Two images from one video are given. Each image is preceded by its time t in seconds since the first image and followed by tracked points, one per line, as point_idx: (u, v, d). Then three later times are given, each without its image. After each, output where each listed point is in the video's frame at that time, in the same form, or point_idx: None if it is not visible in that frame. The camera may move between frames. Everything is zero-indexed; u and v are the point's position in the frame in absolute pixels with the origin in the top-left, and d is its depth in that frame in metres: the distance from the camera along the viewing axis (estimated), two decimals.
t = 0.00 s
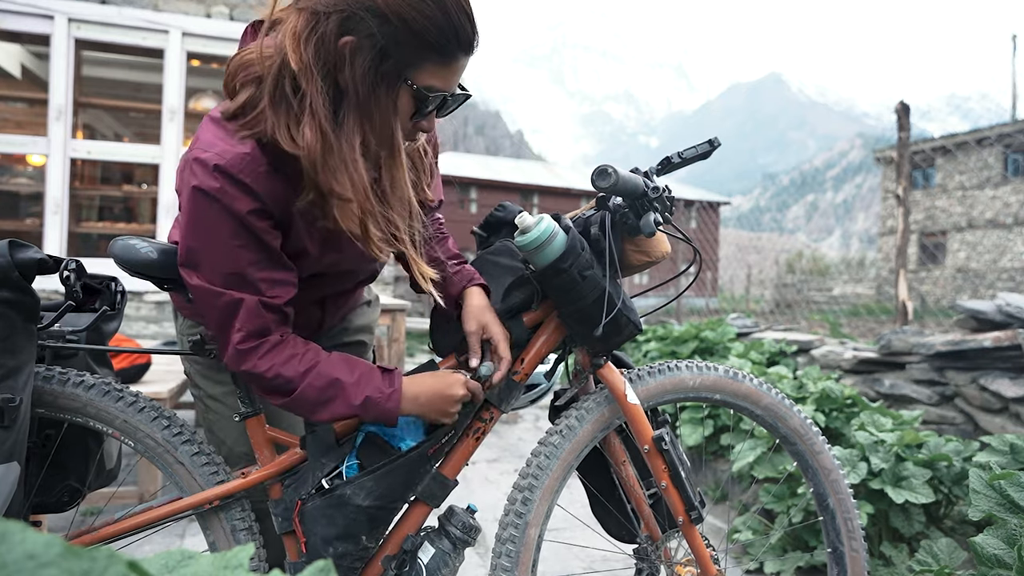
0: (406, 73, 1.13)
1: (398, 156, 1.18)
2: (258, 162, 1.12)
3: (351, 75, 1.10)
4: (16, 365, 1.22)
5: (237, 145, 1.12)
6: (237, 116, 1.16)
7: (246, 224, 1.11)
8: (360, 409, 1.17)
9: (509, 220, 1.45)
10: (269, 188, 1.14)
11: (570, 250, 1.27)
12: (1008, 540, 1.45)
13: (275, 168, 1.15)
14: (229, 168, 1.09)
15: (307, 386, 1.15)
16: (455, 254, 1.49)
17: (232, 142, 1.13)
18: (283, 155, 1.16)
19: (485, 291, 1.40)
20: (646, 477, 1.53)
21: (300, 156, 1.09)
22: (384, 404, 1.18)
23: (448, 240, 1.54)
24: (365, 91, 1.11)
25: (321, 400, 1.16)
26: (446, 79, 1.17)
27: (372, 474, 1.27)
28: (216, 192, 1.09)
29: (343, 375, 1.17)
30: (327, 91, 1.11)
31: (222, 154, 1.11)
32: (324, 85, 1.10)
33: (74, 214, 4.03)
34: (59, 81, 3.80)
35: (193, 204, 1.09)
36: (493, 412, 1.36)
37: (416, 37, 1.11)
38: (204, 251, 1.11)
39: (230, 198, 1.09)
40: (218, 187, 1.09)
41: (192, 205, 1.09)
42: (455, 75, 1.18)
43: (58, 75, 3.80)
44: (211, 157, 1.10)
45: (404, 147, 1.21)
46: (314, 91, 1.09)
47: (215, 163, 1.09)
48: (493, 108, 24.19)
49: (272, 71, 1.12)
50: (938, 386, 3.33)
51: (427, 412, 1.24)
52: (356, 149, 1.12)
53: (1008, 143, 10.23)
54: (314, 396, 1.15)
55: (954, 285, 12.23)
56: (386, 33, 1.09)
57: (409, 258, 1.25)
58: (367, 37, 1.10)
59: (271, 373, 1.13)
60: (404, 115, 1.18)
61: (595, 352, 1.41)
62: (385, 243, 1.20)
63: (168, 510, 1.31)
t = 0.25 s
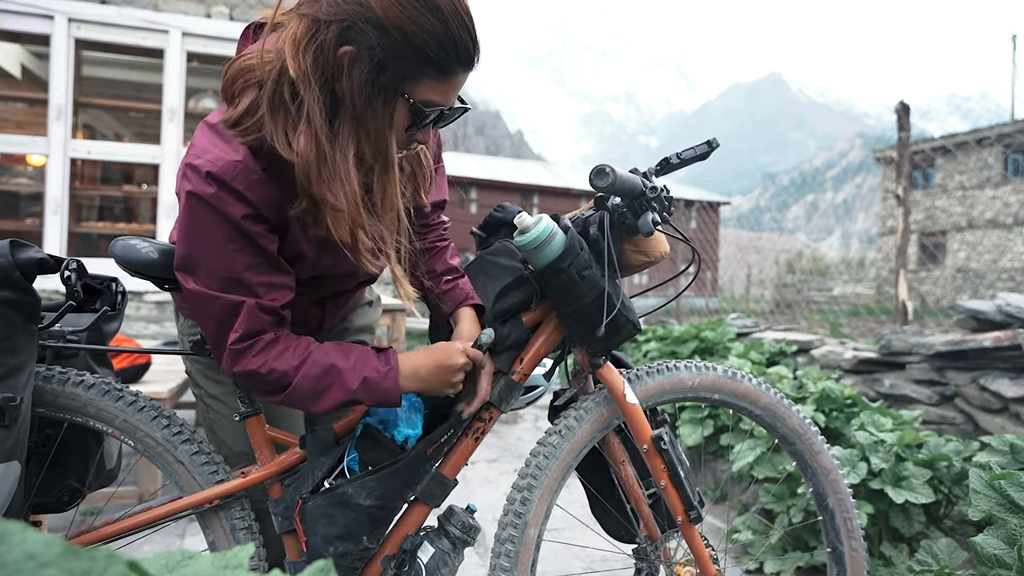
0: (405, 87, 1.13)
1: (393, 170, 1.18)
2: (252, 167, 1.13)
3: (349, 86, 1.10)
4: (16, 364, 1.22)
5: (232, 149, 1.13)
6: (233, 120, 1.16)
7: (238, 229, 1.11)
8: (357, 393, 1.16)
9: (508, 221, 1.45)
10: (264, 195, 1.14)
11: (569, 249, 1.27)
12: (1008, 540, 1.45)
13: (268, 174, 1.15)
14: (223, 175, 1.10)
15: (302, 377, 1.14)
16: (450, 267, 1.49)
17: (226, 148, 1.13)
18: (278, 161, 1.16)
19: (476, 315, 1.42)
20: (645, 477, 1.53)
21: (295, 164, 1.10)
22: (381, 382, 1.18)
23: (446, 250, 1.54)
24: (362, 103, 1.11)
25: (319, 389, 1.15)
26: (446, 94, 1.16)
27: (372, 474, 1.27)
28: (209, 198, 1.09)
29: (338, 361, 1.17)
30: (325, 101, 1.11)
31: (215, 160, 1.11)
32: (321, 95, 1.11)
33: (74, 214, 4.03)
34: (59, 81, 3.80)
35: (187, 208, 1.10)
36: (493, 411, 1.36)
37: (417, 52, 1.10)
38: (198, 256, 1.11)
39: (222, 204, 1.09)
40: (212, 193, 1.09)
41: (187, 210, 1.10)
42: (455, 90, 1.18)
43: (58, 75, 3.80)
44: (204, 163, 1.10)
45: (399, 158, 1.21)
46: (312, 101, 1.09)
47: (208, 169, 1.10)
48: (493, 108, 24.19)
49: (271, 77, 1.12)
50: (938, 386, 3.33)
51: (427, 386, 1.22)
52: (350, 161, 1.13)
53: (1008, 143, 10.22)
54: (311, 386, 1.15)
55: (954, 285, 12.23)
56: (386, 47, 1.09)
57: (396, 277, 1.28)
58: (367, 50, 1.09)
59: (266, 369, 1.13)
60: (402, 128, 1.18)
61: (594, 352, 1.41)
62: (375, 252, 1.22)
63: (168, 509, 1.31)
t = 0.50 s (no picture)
0: (399, 79, 1.14)
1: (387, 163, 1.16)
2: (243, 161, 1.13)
3: (342, 77, 1.09)
4: (17, 364, 1.22)
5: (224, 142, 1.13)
6: (228, 112, 1.16)
7: (228, 225, 1.11)
8: (322, 407, 1.13)
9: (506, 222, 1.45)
10: (255, 188, 1.14)
11: (567, 250, 1.27)
12: (1007, 540, 1.45)
13: (260, 167, 1.15)
14: (215, 166, 1.10)
15: (270, 383, 1.12)
16: (449, 271, 1.49)
17: (219, 141, 1.14)
18: (270, 154, 1.16)
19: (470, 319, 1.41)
20: (644, 477, 1.53)
21: (288, 154, 1.09)
22: (349, 400, 1.14)
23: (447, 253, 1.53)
24: (355, 95, 1.10)
25: (285, 398, 1.13)
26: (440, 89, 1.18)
27: (371, 474, 1.27)
28: (199, 189, 1.09)
29: (307, 372, 1.14)
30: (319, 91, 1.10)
31: (207, 152, 1.11)
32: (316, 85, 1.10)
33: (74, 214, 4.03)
34: (59, 81, 3.80)
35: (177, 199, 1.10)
36: (491, 411, 1.36)
37: (412, 45, 1.11)
38: (187, 252, 1.10)
39: (212, 196, 1.10)
40: (202, 184, 1.09)
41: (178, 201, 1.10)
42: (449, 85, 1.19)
43: (58, 75, 3.79)
44: (196, 156, 1.11)
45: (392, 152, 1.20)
46: (306, 91, 1.08)
47: (200, 162, 1.10)
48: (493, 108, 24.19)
49: (266, 68, 1.11)
50: (938, 386, 3.33)
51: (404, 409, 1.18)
52: (343, 153, 1.12)
53: (1008, 143, 10.22)
54: (276, 394, 1.13)
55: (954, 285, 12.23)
56: (382, 38, 1.09)
57: (394, 266, 1.25)
58: (362, 41, 1.09)
59: (233, 370, 1.11)
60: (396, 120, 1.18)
61: (593, 352, 1.41)
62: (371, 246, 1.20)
63: (168, 508, 1.31)
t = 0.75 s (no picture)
0: (392, 80, 1.13)
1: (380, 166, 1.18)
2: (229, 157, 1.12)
3: (334, 77, 1.10)
4: (17, 364, 1.22)
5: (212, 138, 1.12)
6: (224, 110, 1.15)
7: (201, 224, 1.11)
8: (272, 410, 1.18)
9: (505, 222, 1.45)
10: (241, 186, 1.13)
11: (566, 250, 1.27)
12: (1008, 540, 1.45)
13: (247, 166, 1.13)
14: (201, 161, 1.09)
15: (223, 381, 1.16)
16: (444, 266, 1.53)
17: (208, 137, 1.12)
18: (258, 152, 1.15)
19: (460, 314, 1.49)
20: (644, 477, 1.53)
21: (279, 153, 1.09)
22: (298, 412, 1.20)
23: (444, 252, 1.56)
24: (348, 96, 1.11)
25: (237, 396, 1.17)
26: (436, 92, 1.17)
27: (371, 474, 1.27)
28: (182, 184, 1.09)
29: (259, 377, 1.18)
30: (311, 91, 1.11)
31: (194, 147, 1.10)
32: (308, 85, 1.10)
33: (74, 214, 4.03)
34: (59, 81, 3.80)
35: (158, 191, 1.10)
36: (490, 411, 1.37)
37: (406, 46, 1.10)
38: (159, 237, 1.10)
39: (194, 191, 1.09)
40: (186, 179, 1.09)
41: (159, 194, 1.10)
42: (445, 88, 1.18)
43: (58, 75, 3.80)
44: (183, 149, 1.10)
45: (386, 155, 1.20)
46: (298, 91, 1.09)
47: (185, 158, 1.09)
48: (493, 108, 24.19)
49: (262, 69, 1.12)
50: (938, 386, 3.33)
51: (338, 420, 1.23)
52: (334, 153, 1.12)
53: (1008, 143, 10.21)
54: (228, 391, 1.17)
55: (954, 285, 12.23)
56: (376, 39, 1.09)
57: (382, 267, 1.25)
58: (356, 42, 1.09)
59: (191, 364, 1.14)
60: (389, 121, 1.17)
61: (591, 352, 1.41)
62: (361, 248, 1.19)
63: (167, 508, 1.31)
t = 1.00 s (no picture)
0: (392, 85, 1.13)
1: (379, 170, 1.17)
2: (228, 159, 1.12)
3: (335, 81, 1.10)
4: (17, 363, 1.22)
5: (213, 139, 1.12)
6: (227, 111, 1.14)
7: (200, 225, 1.11)
8: (252, 433, 1.18)
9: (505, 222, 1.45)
10: (240, 187, 1.13)
11: (566, 250, 1.27)
12: (1008, 540, 1.45)
13: (248, 167, 1.13)
14: (200, 162, 1.10)
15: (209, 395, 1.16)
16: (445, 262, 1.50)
17: (209, 137, 1.13)
18: (258, 153, 1.14)
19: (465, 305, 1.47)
20: (644, 477, 1.53)
21: (280, 157, 1.09)
22: (278, 437, 1.20)
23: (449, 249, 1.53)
24: (348, 100, 1.11)
25: (219, 413, 1.17)
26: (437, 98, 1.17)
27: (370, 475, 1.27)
28: (180, 184, 1.09)
29: (242, 398, 1.18)
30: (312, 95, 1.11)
31: (195, 148, 1.10)
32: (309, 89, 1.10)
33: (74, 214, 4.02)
34: (59, 80, 3.79)
35: (158, 190, 1.10)
36: (491, 411, 1.37)
37: (407, 51, 1.10)
38: (158, 237, 1.11)
39: (194, 193, 1.09)
40: (184, 180, 1.09)
41: (158, 193, 1.10)
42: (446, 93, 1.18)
43: (58, 75, 3.79)
44: (184, 150, 1.10)
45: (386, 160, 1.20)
46: (299, 95, 1.09)
47: (187, 157, 1.09)
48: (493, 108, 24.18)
49: (266, 73, 1.13)
50: (938, 386, 3.33)
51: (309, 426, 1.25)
52: (333, 157, 1.12)
53: (1008, 143, 10.21)
54: (211, 408, 1.17)
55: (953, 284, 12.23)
56: (377, 44, 1.09)
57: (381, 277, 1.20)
58: (357, 47, 1.09)
59: (184, 368, 1.15)
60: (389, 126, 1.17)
61: (592, 352, 1.41)
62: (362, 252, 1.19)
63: (167, 508, 1.31)
